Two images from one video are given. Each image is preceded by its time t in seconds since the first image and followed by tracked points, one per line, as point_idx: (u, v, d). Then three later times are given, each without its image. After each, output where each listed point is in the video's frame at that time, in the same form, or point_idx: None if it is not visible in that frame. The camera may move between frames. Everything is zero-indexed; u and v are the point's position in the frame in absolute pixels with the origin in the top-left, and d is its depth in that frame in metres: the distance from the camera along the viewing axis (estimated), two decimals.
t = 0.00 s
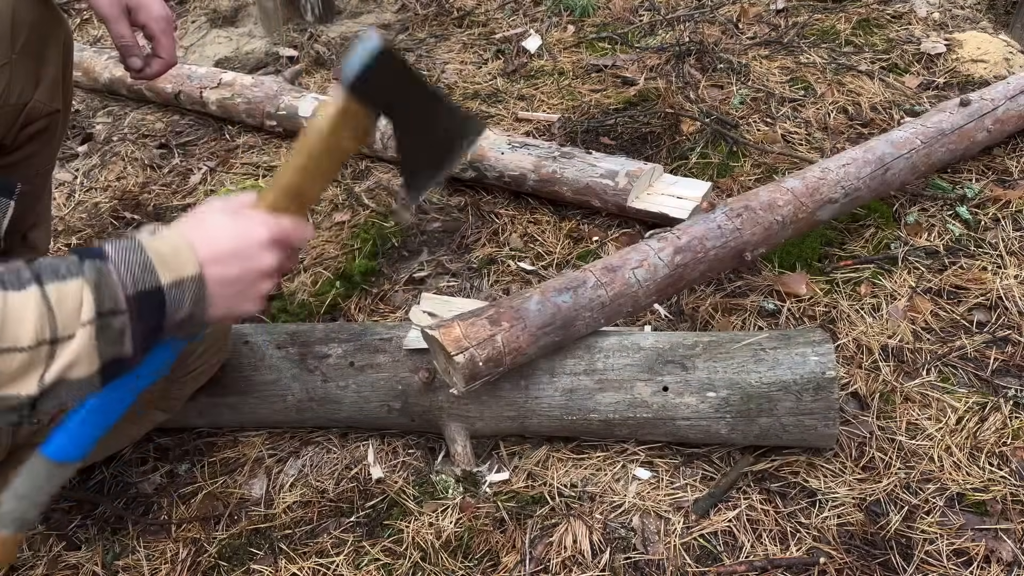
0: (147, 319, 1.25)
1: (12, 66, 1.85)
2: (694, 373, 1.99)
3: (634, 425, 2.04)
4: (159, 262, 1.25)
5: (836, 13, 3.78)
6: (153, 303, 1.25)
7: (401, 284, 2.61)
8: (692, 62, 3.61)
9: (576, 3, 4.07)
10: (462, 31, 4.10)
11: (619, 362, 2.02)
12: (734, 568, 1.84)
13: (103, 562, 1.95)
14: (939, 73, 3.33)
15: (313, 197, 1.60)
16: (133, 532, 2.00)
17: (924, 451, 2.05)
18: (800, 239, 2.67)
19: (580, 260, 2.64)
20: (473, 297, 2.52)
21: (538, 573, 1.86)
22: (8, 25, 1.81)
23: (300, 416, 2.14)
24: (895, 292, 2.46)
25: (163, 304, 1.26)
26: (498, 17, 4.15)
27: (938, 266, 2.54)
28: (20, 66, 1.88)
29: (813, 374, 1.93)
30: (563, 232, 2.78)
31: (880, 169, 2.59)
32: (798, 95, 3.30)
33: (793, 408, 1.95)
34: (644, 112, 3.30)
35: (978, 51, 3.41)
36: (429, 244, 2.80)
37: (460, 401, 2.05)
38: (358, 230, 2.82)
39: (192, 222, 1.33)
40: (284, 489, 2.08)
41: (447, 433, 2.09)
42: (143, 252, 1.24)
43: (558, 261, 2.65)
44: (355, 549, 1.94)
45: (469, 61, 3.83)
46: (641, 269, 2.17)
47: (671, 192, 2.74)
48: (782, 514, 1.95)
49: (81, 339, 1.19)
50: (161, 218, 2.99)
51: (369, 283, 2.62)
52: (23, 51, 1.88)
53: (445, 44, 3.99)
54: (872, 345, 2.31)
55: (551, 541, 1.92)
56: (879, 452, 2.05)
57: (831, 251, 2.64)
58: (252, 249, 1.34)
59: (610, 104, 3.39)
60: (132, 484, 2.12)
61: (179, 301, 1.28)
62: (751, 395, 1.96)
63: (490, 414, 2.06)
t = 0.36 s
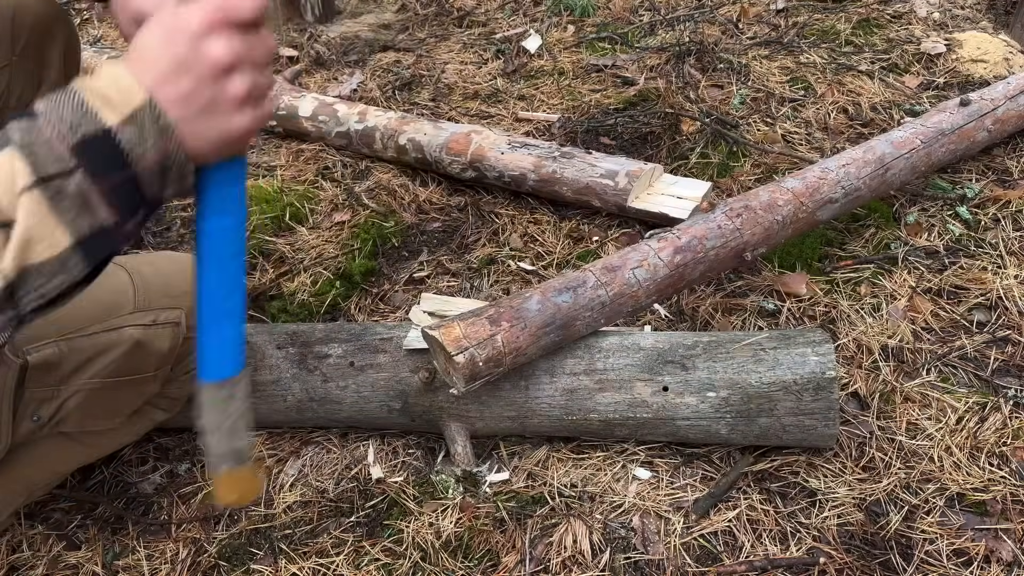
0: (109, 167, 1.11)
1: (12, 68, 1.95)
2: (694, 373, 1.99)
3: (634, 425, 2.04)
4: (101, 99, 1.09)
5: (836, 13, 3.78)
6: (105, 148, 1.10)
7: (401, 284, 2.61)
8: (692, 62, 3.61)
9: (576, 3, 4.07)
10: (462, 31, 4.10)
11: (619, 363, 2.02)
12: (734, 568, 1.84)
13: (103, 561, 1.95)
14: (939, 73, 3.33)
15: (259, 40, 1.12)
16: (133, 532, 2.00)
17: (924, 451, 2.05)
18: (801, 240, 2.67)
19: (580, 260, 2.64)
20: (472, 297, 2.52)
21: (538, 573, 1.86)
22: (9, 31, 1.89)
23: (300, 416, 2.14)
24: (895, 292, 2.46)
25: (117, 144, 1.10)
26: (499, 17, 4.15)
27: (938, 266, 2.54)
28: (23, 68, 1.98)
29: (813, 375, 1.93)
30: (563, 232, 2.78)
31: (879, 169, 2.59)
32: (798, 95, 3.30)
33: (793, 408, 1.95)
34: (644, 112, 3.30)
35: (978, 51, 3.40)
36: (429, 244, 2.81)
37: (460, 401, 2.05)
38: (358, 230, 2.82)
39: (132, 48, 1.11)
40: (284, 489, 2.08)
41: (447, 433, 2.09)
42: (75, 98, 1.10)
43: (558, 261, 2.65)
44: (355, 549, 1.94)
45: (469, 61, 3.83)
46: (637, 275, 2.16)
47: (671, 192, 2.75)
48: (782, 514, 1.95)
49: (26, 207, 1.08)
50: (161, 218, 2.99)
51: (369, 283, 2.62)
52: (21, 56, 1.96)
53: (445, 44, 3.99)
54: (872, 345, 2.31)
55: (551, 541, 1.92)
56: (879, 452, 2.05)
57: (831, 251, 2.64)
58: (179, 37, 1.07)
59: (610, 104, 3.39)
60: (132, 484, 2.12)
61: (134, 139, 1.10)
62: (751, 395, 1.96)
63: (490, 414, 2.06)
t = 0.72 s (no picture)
0: None
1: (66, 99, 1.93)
2: (694, 375, 1.99)
3: (634, 426, 2.04)
4: (17, 353, 1.25)
5: (836, 13, 3.78)
6: None
7: (401, 284, 2.62)
8: (691, 62, 3.61)
9: (576, 3, 4.07)
10: (462, 31, 4.10)
11: (619, 364, 2.02)
12: (734, 568, 1.83)
13: (103, 561, 1.95)
14: (939, 73, 3.33)
15: (229, 385, 1.43)
16: (133, 532, 2.00)
17: (924, 451, 2.05)
18: (801, 239, 2.67)
19: (580, 260, 2.64)
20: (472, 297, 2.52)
21: (538, 573, 1.86)
22: (71, 58, 1.86)
23: (300, 417, 2.14)
24: (895, 292, 2.46)
25: None
26: (499, 17, 4.15)
27: (938, 266, 2.54)
28: (85, 97, 1.98)
29: (814, 377, 1.93)
30: (563, 232, 2.78)
31: (879, 170, 2.59)
32: (798, 95, 3.30)
33: (794, 409, 1.95)
34: (643, 112, 3.31)
35: (978, 51, 3.40)
36: (429, 244, 2.80)
37: (460, 402, 2.05)
38: (358, 230, 2.82)
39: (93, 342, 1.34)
40: (284, 489, 2.08)
41: (447, 434, 2.09)
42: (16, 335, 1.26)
43: (558, 261, 2.65)
44: (355, 549, 1.94)
45: (469, 61, 3.83)
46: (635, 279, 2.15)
47: (671, 191, 2.75)
48: (782, 514, 1.95)
49: None
50: (161, 218, 2.99)
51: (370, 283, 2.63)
52: (82, 85, 1.95)
53: (445, 44, 3.99)
54: (872, 345, 2.31)
55: (551, 541, 1.92)
56: (880, 452, 2.05)
57: (831, 251, 2.64)
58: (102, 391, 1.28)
59: (610, 104, 3.39)
60: (131, 484, 2.12)
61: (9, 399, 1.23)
62: (751, 397, 1.96)
63: (490, 415, 2.06)
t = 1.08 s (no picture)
0: None
1: (137, 133, 1.93)
2: (694, 375, 1.99)
3: (634, 426, 2.04)
4: None
5: (836, 13, 3.78)
6: None
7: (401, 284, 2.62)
8: (691, 62, 3.61)
9: (576, 3, 4.07)
10: (462, 31, 4.10)
11: (619, 364, 2.02)
12: (734, 568, 1.83)
13: (103, 561, 1.95)
14: (939, 73, 3.33)
15: (189, 326, 1.34)
16: (133, 532, 2.00)
17: (924, 451, 2.05)
18: (800, 240, 2.67)
19: (580, 260, 2.64)
20: (472, 297, 2.52)
21: (538, 573, 1.86)
22: (157, 101, 1.90)
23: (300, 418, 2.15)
24: (895, 292, 2.46)
25: None
26: (499, 17, 4.15)
27: (938, 266, 2.54)
28: (155, 135, 1.96)
29: (813, 377, 1.93)
30: (563, 232, 2.78)
31: (879, 170, 2.59)
32: (798, 95, 3.30)
33: (794, 410, 1.95)
34: (643, 112, 3.31)
35: (978, 51, 3.40)
36: (429, 244, 2.80)
37: (460, 402, 2.05)
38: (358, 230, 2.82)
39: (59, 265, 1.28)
40: (284, 489, 2.07)
41: (447, 434, 2.09)
42: None
43: (558, 261, 2.65)
44: (355, 550, 1.94)
45: (469, 61, 3.83)
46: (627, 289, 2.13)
47: (671, 191, 2.74)
48: (782, 514, 1.95)
49: None
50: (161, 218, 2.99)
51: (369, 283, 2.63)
52: (156, 129, 1.95)
53: (445, 44, 3.99)
54: (872, 345, 2.31)
55: (551, 542, 1.92)
56: (879, 452, 2.05)
57: (831, 251, 2.64)
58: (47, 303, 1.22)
59: (610, 104, 3.39)
60: (132, 484, 2.12)
61: None
62: (751, 397, 1.96)
63: (490, 415, 2.06)
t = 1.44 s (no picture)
0: None
1: (194, 178, 1.99)
2: (694, 375, 1.99)
3: (634, 426, 2.04)
4: None
5: (836, 12, 3.78)
6: None
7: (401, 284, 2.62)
8: (692, 62, 3.60)
9: (576, 3, 4.06)
10: (462, 31, 4.10)
11: (619, 364, 2.02)
12: (734, 568, 1.83)
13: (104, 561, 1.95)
14: (939, 73, 3.33)
15: (71, 242, 1.49)
16: (133, 532, 2.01)
17: (924, 451, 2.04)
18: (801, 240, 2.67)
19: (580, 260, 2.64)
20: (472, 297, 2.52)
21: (538, 573, 1.86)
22: (233, 146, 2.01)
23: (300, 418, 2.14)
24: (895, 292, 2.46)
25: None
26: (499, 17, 4.15)
27: (938, 266, 2.54)
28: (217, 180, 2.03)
29: (814, 377, 1.93)
30: (563, 232, 2.78)
31: (879, 169, 2.59)
32: (798, 95, 3.30)
33: (794, 410, 1.95)
34: (643, 112, 3.31)
35: (978, 50, 3.40)
36: (429, 244, 2.80)
37: (461, 402, 2.05)
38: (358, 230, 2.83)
39: None
40: (284, 489, 2.07)
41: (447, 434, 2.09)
42: None
43: (558, 261, 2.65)
44: (355, 550, 1.94)
45: (469, 61, 3.83)
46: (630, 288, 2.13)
47: (671, 192, 2.74)
48: (782, 514, 1.95)
49: None
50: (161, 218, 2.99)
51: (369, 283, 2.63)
52: (217, 181, 2.03)
53: (445, 44, 3.98)
54: (872, 345, 2.31)
55: (551, 542, 1.92)
56: (880, 452, 2.05)
57: (831, 251, 2.64)
58: None
59: (610, 104, 3.39)
60: (132, 484, 2.13)
61: None
62: (752, 398, 1.96)
63: (490, 415, 2.06)
